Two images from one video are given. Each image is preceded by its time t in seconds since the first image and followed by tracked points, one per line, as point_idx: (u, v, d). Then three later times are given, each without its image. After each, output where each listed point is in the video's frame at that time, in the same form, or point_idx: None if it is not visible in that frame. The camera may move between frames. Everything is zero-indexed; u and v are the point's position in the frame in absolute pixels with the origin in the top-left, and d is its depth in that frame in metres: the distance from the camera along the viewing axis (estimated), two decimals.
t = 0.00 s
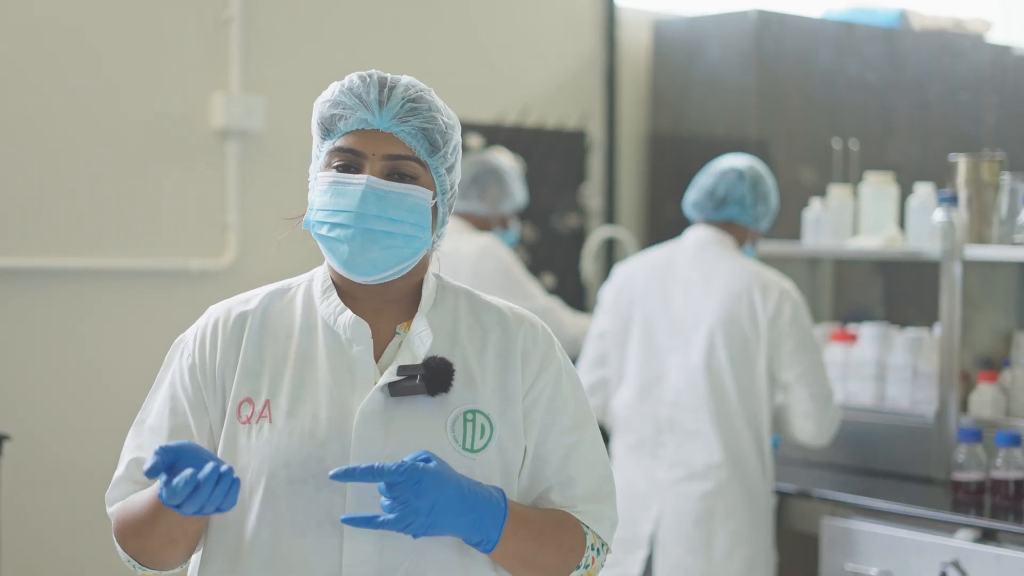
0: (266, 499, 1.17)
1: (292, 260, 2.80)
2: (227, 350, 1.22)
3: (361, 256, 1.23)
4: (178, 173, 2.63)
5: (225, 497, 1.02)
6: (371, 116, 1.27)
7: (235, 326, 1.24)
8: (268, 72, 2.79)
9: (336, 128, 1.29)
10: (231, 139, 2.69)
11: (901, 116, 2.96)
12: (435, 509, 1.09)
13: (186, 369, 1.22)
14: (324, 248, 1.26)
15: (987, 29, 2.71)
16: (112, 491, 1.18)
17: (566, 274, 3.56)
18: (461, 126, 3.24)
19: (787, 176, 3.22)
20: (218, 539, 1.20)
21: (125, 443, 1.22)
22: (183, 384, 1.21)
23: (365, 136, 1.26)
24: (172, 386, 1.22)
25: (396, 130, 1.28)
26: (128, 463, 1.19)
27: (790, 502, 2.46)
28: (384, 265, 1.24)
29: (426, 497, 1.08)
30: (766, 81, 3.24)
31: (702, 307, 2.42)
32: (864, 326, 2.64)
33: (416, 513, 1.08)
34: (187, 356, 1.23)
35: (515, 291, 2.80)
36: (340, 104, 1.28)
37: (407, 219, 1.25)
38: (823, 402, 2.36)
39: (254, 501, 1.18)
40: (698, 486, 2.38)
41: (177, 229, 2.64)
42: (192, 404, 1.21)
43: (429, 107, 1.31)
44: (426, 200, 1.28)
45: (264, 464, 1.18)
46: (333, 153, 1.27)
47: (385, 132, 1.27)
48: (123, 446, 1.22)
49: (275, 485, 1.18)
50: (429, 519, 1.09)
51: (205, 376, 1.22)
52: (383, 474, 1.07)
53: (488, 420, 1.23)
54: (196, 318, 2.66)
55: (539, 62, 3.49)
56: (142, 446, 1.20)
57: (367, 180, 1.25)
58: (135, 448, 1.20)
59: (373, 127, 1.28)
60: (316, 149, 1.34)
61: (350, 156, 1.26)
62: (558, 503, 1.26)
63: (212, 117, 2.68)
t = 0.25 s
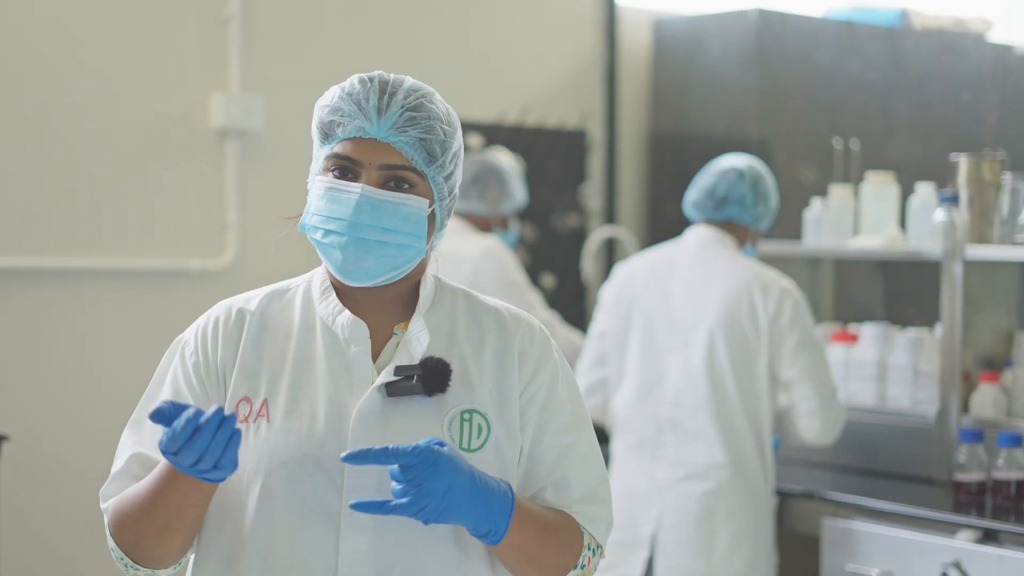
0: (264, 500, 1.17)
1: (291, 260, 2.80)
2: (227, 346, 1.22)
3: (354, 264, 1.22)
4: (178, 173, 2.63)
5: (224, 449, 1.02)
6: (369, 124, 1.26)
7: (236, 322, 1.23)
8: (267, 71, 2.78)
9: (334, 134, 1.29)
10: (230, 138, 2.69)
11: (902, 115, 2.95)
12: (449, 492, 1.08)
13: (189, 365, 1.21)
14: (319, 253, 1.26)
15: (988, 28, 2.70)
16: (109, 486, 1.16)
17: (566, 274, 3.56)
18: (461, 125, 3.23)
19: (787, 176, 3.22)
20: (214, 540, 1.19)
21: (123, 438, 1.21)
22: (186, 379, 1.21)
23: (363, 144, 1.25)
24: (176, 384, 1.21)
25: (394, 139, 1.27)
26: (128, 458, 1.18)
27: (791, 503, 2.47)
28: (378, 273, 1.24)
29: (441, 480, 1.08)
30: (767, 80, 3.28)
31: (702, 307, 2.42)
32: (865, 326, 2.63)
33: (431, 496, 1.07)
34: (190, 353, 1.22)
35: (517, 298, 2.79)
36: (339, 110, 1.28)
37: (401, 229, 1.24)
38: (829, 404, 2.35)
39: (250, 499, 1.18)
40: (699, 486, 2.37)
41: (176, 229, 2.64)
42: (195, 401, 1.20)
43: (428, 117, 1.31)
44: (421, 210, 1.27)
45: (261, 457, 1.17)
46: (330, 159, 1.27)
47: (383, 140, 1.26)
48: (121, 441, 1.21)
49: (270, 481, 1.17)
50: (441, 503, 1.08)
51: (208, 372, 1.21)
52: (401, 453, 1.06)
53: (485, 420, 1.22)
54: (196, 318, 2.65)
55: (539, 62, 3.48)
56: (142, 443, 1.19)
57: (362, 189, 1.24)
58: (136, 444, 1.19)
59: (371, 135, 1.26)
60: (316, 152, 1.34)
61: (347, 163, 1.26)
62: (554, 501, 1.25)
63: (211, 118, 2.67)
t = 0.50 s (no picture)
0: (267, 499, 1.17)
1: (292, 260, 2.80)
2: (227, 350, 1.21)
3: (350, 264, 1.22)
4: (177, 173, 2.63)
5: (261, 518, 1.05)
6: (365, 123, 1.26)
7: (235, 326, 1.22)
8: (267, 71, 2.78)
9: (331, 134, 1.29)
10: (229, 138, 2.68)
11: (903, 114, 2.94)
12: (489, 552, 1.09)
13: (188, 371, 1.20)
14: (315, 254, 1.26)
15: (990, 27, 2.69)
16: (115, 497, 1.18)
17: (566, 274, 3.55)
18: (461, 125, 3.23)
19: (788, 176, 3.22)
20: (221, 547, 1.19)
21: (123, 448, 1.21)
22: (186, 385, 1.19)
23: (359, 144, 1.24)
24: (174, 387, 1.20)
25: (390, 138, 1.27)
26: (132, 467, 1.18)
27: (791, 503, 2.46)
28: (374, 274, 1.23)
29: (481, 542, 1.08)
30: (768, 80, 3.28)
31: (703, 306, 2.41)
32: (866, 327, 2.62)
33: (471, 558, 1.08)
34: (188, 356, 1.21)
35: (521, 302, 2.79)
36: (335, 110, 1.28)
37: (398, 230, 1.23)
38: (824, 404, 2.34)
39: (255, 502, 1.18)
40: (699, 486, 2.37)
41: (177, 229, 2.64)
42: (195, 406, 1.19)
43: (425, 116, 1.30)
44: (419, 210, 1.26)
45: (262, 463, 1.17)
46: (327, 158, 1.25)
47: (379, 140, 1.25)
48: (122, 449, 1.21)
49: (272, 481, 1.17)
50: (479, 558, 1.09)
51: (206, 376, 1.20)
52: (441, 522, 1.05)
53: (488, 425, 1.22)
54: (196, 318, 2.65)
55: (539, 62, 3.47)
56: (143, 450, 1.19)
57: (359, 190, 1.23)
58: (138, 453, 1.19)
59: (367, 134, 1.26)
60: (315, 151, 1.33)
61: (342, 162, 1.25)
62: (564, 507, 1.26)
63: (210, 117, 2.67)
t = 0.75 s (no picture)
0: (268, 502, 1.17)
1: (291, 260, 2.79)
2: (228, 353, 1.20)
3: (350, 271, 1.22)
4: (178, 173, 2.62)
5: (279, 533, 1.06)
6: (365, 129, 1.25)
7: (235, 328, 1.22)
8: (266, 70, 2.77)
9: (331, 138, 1.28)
10: (228, 137, 2.67)
11: (904, 114, 2.93)
12: (456, 559, 1.10)
13: (185, 373, 1.19)
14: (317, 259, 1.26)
15: (991, 26, 2.68)
16: (111, 497, 1.18)
17: (566, 274, 3.54)
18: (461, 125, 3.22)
19: (788, 176, 3.22)
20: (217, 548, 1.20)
21: (121, 447, 1.20)
22: (184, 388, 1.19)
23: (359, 150, 1.23)
24: (174, 389, 1.19)
25: (391, 145, 1.25)
26: (129, 470, 1.18)
27: (793, 505, 2.43)
28: (375, 281, 1.23)
29: (448, 550, 1.09)
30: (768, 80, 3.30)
31: (702, 306, 2.40)
32: (866, 327, 2.61)
33: (437, 565, 1.09)
34: (186, 358, 1.20)
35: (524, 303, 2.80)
36: (335, 115, 1.27)
37: (399, 237, 1.23)
38: (818, 407, 2.33)
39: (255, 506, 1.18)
40: (699, 486, 2.36)
41: (177, 229, 2.63)
42: (193, 409, 1.19)
43: (426, 121, 1.29)
44: (420, 216, 1.25)
45: (269, 471, 1.17)
46: (327, 163, 1.25)
47: (379, 146, 1.24)
48: (118, 449, 1.20)
49: (274, 483, 1.17)
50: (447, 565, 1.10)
51: (206, 380, 1.20)
52: (407, 526, 1.07)
53: (491, 430, 1.22)
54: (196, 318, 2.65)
55: (539, 62, 3.47)
56: (141, 453, 1.19)
57: (359, 197, 1.23)
58: (135, 455, 1.19)
59: (367, 141, 1.25)
60: (314, 156, 1.32)
61: (343, 168, 1.24)
62: (559, 513, 1.26)
63: (209, 116, 2.66)
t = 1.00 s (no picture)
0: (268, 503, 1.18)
1: (292, 260, 2.79)
2: (229, 353, 1.20)
3: (346, 272, 1.21)
4: (178, 173, 2.62)
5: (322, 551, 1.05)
6: (368, 132, 1.25)
7: (238, 329, 1.21)
8: (265, 70, 2.76)
9: (334, 138, 1.28)
10: (228, 137, 2.67)
11: (905, 114, 2.92)
12: (415, 569, 1.08)
13: (188, 371, 1.19)
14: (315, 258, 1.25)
15: (992, 26, 2.67)
16: (115, 501, 1.17)
17: (566, 274, 3.54)
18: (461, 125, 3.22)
19: (788, 176, 3.21)
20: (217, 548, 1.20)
21: (122, 450, 1.19)
22: (187, 387, 1.18)
23: (362, 151, 1.23)
24: (176, 390, 1.18)
25: (393, 148, 1.25)
26: (131, 471, 1.17)
27: (793, 504, 2.43)
28: (371, 284, 1.22)
29: (404, 559, 1.07)
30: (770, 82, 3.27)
31: (703, 307, 2.40)
32: (868, 327, 2.60)
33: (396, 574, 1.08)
34: (188, 357, 1.19)
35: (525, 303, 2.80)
36: (339, 115, 1.27)
37: (396, 241, 1.21)
38: (818, 412, 2.31)
39: (252, 510, 1.19)
40: (700, 487, 2.35)
41: (177, 229, 2.63)
42: (196, 408, 1.18)
43: (432, 126, 1.29)
44: (419, 223, 1.24)
45: (265, 477, 1.17)
46: (329, 164, 1.24)
47: (381, 149, 1.24)
48: (120, 451, 1.19)
49: (271, 488, 1.17)
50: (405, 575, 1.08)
51: (208, 379, 1.19)
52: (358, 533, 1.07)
53: (489, 439, 1.21)
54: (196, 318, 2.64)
55: (539, 62, 3.46)
56: (142, 454, 1.18)
57: (358, 200, 1.22)
58: (136, 456, 1.18)
59: (370, 143, 1.25)
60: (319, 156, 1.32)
61: (346, 170, 1.24)
62: (551, 521, 1.25)
63: (209, 116, 2.65)
